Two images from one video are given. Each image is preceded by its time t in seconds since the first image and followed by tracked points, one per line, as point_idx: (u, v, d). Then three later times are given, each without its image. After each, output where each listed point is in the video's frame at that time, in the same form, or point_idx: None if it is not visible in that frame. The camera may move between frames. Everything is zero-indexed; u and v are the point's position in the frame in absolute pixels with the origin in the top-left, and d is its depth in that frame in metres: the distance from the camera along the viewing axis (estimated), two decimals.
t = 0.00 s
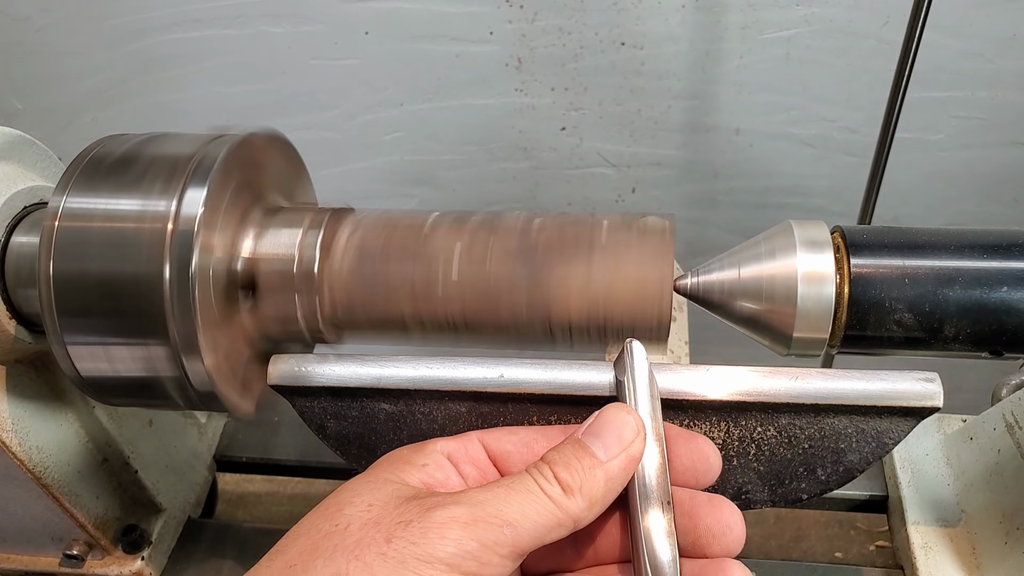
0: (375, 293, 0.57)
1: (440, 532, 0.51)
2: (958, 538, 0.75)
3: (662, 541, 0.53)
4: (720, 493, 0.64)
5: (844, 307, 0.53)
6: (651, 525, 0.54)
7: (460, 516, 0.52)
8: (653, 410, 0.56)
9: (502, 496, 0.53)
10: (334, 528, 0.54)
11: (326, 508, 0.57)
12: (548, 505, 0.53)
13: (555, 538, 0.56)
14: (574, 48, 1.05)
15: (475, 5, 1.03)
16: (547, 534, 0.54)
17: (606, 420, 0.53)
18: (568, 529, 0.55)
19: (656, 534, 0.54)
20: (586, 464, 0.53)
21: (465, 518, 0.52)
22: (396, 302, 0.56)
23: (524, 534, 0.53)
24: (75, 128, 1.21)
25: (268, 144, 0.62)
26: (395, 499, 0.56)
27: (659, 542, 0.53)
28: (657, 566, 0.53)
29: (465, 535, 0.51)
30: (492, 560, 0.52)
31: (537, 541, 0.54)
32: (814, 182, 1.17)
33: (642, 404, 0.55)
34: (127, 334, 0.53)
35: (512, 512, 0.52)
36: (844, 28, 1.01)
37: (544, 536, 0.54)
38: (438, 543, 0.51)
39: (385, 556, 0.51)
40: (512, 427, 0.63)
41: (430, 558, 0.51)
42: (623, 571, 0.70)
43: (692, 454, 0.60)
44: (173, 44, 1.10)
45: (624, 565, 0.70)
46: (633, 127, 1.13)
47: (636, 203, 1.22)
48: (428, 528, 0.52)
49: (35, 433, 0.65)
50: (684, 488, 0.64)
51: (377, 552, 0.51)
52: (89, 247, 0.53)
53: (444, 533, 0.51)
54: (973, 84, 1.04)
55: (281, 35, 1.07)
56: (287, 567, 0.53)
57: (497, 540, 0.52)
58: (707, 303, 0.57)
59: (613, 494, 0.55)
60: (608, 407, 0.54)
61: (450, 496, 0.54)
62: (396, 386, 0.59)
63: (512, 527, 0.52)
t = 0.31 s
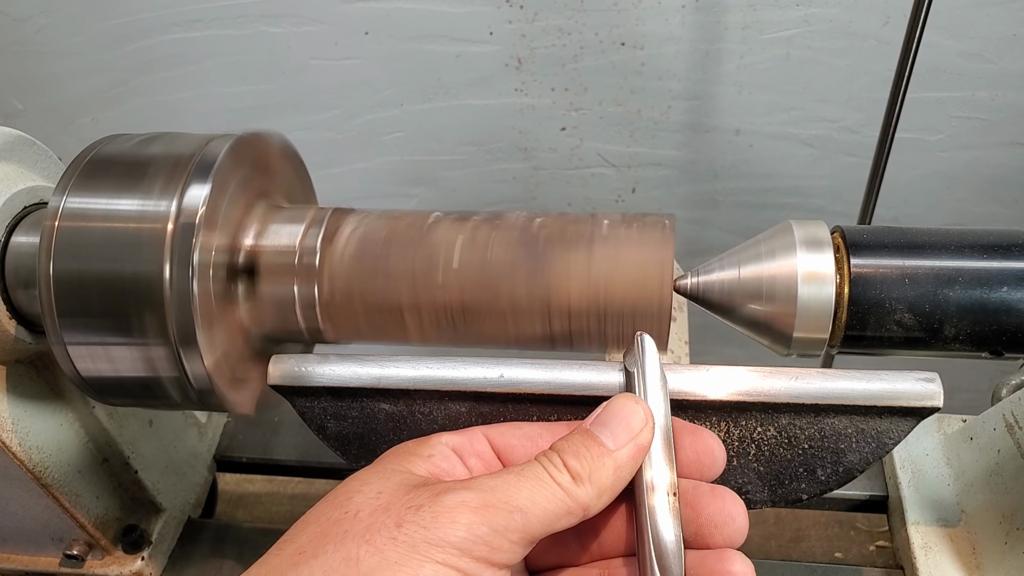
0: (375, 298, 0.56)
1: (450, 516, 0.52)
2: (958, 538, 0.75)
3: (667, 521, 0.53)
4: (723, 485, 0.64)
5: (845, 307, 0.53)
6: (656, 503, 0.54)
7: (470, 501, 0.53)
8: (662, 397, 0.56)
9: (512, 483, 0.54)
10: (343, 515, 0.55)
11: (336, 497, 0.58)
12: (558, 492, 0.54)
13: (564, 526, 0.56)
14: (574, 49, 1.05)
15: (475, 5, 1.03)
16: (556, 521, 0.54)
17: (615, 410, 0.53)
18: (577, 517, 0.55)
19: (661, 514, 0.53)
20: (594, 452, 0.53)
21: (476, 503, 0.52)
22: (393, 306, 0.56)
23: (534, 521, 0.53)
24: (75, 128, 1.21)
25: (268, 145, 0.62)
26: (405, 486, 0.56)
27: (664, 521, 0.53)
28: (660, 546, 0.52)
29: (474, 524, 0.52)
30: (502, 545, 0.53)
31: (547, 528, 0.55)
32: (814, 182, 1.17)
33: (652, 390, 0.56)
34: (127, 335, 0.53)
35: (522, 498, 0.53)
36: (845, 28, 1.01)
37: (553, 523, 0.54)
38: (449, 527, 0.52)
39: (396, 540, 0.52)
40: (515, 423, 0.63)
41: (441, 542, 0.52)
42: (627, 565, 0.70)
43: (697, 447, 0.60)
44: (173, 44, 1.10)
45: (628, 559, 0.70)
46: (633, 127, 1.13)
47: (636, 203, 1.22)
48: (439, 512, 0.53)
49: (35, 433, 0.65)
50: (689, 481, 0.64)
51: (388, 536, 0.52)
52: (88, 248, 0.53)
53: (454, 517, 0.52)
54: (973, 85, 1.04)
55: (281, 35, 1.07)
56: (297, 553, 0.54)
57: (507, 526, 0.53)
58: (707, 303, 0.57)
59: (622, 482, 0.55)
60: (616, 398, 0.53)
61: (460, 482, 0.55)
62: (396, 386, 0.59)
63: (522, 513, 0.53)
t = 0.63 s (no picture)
0: (374, 297, 0.57)
1: (455, 504, 0.52)
2: (958, 538, 0.75)
3: (668, 506, 0.53)
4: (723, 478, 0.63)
5: (845, 308, 0.53)
6: (657, 484, 0.54)
7: (474, 489, 0.53)
8: (666, 393, 0.55)
9: (516, 472, 0.54)
10: (347, 505, 0.55)
11: (338, 489, 0.58)
12: (562, 482, 0.53)
13: (569, 516, 0.56)
14: (574, 48, 1.05)
15: (475, 5, 1.03)
16: (560, 511, 0.54)
17: (618, 402, 0.53)
18: (581, 507, 0.55)
19: (662, 499, 0.53)
20: (598, 444, 0.53)
21: (480, 491, 0.53)
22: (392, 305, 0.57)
23: (539, 510, 0.53)
24: (75, 128, 1.21)
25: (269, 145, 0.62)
26: (408, 476, 0.56)
27: (665, 508, 0.53)
28: (660, 532, 0.52)
29: (479, 512, 0.52)
30: (507, 533, 0.53)
31: (551, 518, 0.55)
32: (814, 182, 1.17)
33: (656, 386, 0.55)
34: (127, 335, 0.53)
35: (526, 487, 0.53)
36: (845, 28, 1.01)
37: (557, 513, 0.54)
38: (454, 514, 0.52)
39: (401, 527, 0.52)
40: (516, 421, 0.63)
41: (446, 529, 0.52)
42: (629, 560, 0.70)
43: (698, 440, 0.59)
44: (173, 44, 1.10)
45: (630, 552, 0.70)
46: (633, 127, 1.13)
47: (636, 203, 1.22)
48: (443, 500, 0.53)
49: (35, 432, 0.65)
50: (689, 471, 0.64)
51: (392, 523, 0.52)
52: (87, 249, 0.53)
53: (459, 504, 0.52)
54: (973, 84, 1.04)
55: (281, 35, 1.07)
56: (301, 543, 0.54)
57: (512, 514, 0.53)
58: (707, 303, 0.57)
59: (626, 473, 0.55)
60: (618, 390, 0.54)
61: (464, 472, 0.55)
62: (396, 386, 0.59)
63: (526, 502, 0.53)
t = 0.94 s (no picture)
0: (374, 296, 0.57)
1: (459, 496, 0.52)
2: (958, 538, 0.75)
3: (669, 497, 0.53)
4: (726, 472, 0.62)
5: (845, 308, 0.53)
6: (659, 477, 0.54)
7: (478, 481, 0.53)
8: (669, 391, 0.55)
9: (520, 465, 0.54)
10: (351, 498, 0.55)
11: (341, 484, 0.58)
12: (566, 476, 0.53)
13: (574, 510, 0.56)
14: (574, 48, 1.05)
15: (475, 5, 1.03)
16: (564, 504, 0.55)
17: (620, 396, 0.53)
18: (586, 501, 0.55)
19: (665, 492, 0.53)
20: (601, 438, 0.53)
21: (484, 483, 0.53)
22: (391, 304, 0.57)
23: (543, 503, 0.53)
24: (75, 128, 1.21)
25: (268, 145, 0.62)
26: (412, 470, 0.56)
27: (666, 498, 0.53)
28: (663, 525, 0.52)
29: (484, 504, 0.52)
30: (512, 525, 0.54)
31: (555, 511, 0.55)
32: (814, 182, 1.17)
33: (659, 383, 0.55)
34: (127, 335, 0.53)
35: (530, 480, 0.53)
36: (845, 28, 1.01)
37: (562, 506, 0.55)
38: (458, 506, 0.52)
39: (405, 519, 0.52)
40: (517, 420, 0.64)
41: (451, 521, 0.52)
42: (631, 556, 0.70)
43: (699, 437, 0.59)
44: (173, 44, 1.10)
45: (631, 549, 0.70)
46: (633, 127, 1.13)
47: (636, 203, 1.22)
48: (447, 492, 0.53)
49: (34, 432, 0.65)
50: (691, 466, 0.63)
51: (397, 515, 0.52)
52: (87, 249, 0.53)
53: (464, 496, 0.52)
54: (973, 84, 1.04)
55: (281, 35, 1.07)
56: (305, 537, 0.54)
57: (516, 507, 0.53)
58: (707, 303, 0.57)
59: (629, 467, 0.55)
60: (621, 385, 0.54)
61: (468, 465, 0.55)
62: (396, 386, 0.59)
63: (530, 495, 0.53)
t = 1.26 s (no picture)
0: (375, 296, 0.57)
1: (465, 491, 0.52)
2: (958, 538, 0.75)
3: (672, 492, 0.53)
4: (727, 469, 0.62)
5: (844, 308, 0.53)
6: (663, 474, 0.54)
7: (484, 477, 0.53)
8: (671, 390, 0.55)
9: (525, 461, 0.54)
10: (357, 494, 0.55)
11: (345, 481, 0.57)
12: (571, 472, 0.53)
13: (579, 506, 0.56)
14: (574, 48, 1.05)
15: (475, 5, 1.03)
16: (569, 501, 0.55)
17: (624, 394, 0.53)
18: (590, 498, 0.55)
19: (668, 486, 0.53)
20: (606, 435, 0.53)
21: (490, 479, 0.53)
22: (392, 303, 0.57)
23: (548, 499, 0.54)
24: (75, 128, 1.21)
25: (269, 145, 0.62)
26: (417, 466, 0.56)
27: (670, 492, 0.53)
28: (666, 519, 0.52)
29: (490, 499, 0.52)
30: (518, 521, 0.54)
31: (560, 507, 0.55)
32: (814, 183, 1.17)
33: (659, 382, 0.55)
34: (127, 335, 0.53)
35: (535, 476, 0.53)
36: (845, 28, 1.01)
37: (566, 503, 0.55)
38: (464, 502, 0.52)
39: (412, 514, 0.52)
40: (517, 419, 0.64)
41: (457, 516, 0.52)
42: (633, 553, 0.70)
43: (702, 435, 0.61)
44: (173, 44, 1.10)
45: (633, 547, 0.71)
46: (633, 127, 1.13)
47: (636, 203, 1.22)
48: (453, 488, 0.53)
49: (34, 432, 0.65)
50: (692, 465, 0.63)
51: (404, 510, 0.52)
52: (87, 249, 0.53)
53: (470, 492, 0.52)
54: (972, 84, 1.04)
55: (281, 34, 1.07)
56: (312, 534, 0.54)
57: (522, 503, 0.53)
58: (707, 303, 0.57)
59: (633, 463, 0.55)
60: (626, 383, 0.54)
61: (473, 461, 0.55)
62: (396, 386, 0.59)
63: (536, 491, 0.53)
